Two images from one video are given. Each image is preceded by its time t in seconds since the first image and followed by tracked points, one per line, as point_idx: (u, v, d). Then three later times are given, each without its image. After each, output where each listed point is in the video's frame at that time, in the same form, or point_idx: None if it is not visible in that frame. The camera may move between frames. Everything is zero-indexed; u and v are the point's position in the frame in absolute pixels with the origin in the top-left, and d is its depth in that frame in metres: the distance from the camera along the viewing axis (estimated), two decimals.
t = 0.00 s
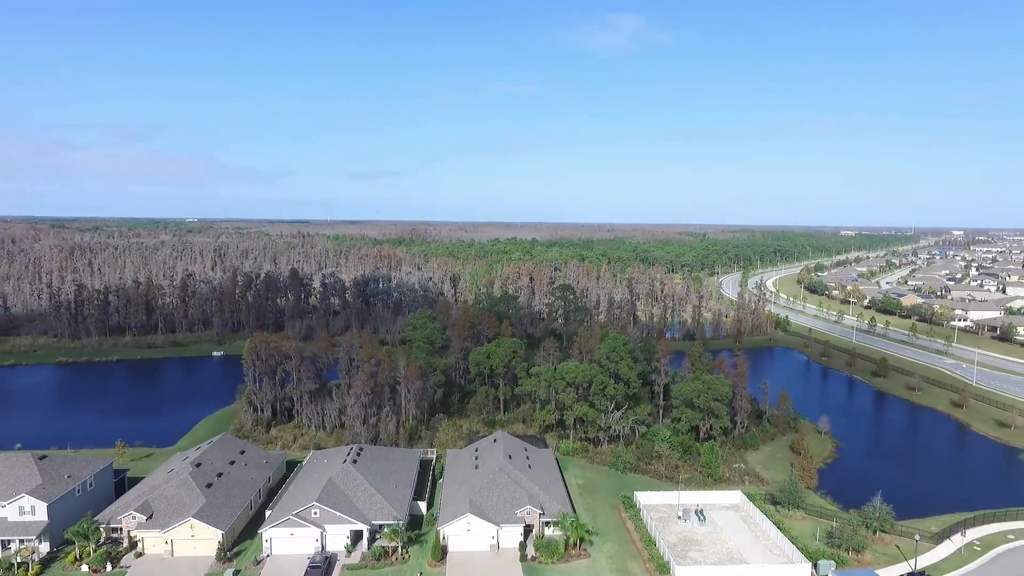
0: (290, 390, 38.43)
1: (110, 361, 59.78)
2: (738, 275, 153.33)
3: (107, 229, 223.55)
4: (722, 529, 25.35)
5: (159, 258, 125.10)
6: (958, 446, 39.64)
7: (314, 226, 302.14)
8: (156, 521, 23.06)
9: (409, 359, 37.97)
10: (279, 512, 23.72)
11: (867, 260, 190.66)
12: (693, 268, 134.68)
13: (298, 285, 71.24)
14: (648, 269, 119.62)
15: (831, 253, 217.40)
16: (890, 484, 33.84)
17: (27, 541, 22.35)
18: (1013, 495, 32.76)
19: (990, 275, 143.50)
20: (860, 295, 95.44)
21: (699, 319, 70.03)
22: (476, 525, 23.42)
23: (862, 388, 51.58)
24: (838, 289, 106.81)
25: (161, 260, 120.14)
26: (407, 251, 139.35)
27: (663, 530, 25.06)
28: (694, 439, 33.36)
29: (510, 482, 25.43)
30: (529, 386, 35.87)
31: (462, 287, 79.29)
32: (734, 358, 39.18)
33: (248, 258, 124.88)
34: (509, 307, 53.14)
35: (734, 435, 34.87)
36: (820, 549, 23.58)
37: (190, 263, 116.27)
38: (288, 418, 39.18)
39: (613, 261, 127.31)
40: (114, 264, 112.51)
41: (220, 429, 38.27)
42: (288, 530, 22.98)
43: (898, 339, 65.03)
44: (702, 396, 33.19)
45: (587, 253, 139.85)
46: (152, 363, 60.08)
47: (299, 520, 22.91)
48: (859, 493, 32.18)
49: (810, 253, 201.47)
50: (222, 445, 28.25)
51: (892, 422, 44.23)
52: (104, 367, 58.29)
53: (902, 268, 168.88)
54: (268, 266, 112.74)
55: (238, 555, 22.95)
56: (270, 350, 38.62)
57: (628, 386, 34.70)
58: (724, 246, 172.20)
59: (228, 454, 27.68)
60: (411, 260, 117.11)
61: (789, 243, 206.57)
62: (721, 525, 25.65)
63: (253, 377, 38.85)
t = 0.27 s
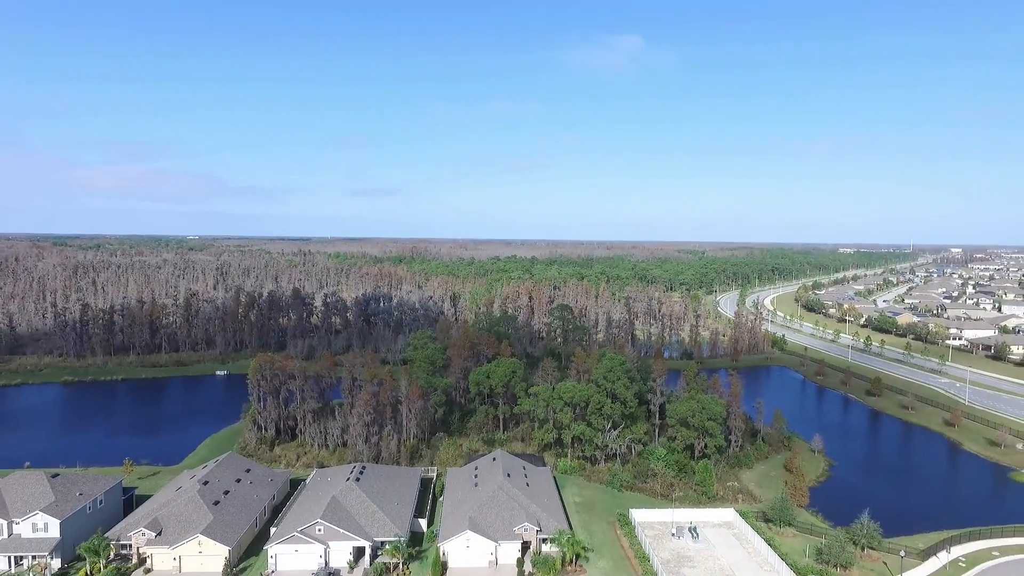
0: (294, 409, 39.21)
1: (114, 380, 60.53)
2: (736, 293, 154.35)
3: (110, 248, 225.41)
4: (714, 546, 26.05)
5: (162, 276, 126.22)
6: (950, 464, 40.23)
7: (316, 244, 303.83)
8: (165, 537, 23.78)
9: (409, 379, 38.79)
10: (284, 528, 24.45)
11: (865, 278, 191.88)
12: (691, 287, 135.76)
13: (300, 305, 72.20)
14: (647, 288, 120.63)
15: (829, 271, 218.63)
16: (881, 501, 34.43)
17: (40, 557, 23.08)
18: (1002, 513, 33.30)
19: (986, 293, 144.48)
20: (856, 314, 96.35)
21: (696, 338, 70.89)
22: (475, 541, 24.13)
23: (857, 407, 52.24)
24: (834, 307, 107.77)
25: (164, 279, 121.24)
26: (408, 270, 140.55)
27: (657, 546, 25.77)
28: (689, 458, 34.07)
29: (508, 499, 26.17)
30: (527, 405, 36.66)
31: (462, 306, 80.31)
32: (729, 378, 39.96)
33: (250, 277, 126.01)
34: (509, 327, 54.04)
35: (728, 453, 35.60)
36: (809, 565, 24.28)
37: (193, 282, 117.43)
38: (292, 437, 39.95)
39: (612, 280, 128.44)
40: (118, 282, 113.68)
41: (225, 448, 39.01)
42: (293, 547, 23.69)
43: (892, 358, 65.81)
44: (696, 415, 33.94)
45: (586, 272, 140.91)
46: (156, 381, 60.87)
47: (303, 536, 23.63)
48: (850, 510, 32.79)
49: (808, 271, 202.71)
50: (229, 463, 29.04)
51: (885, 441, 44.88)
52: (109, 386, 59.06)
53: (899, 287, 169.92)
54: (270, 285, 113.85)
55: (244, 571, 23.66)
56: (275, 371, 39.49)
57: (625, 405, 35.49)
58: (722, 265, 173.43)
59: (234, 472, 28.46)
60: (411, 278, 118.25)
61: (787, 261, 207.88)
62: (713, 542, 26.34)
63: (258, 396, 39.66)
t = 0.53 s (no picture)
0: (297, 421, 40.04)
1: (119, 393, 61.39)
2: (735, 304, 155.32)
3: (111, 260, 226.88)
4: (707, 555, 26.84)
5: (165, 288, 127.32)
6: (941, 474, 40.91)
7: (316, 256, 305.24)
8: (175, 547, 24.62)
9: (411, 392, 39.64)
10: (290, 538, 25.26)
11: (862, 290, 192.84)
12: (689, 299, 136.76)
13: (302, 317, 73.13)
14: (645, 301, 121.68)
15: (828, 283, 219.77)
16: (873, 512, 35.10)
17: (54, 565, 23.89)
18: (990, 523, 33.96)
19: (983, 305, 145.41)
20: (853, 326, 97.25)
21: (694, 350, 71.77)
22: (474, 550, 24.92)
23: (851, 419, 52.95)
24: (832, 319, 108.69)
25: (167, 291, 122.30)
26: (408, 282, 141.64)
27: (650, 555, 26.56)
28: (684, 469, 34.85)
29: (506, 510, 26.99)
30: (526, 418, 37.49)
31: (462, 319, 81.26)
32: (724, 391, 40.81)
33: (252, 289, 127.11)
34: (508, 340, 54.93)
35: (722, 465, 36.40)
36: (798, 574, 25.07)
37: (195, 295, 118.52)
38: (296, 449, 40.76)
39: (611, 292, 129.50)
40: (121, 295, 114.76)
41: (230, 460, 39.85)
42: (298, 555, 24.49)
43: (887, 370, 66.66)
44: (691, 427, 34.73)
45: (586, 284, 142.01)
46: (161, 394, 61.71)
47: (308, 545, 24.44)
48: (840, 520, 33.52)
49: (806, 283, 203.81)
50: (235, 474, 29.89)
51: (878, 452, 45.64)
52: (114, 398, 59.91)
53: (897, 298, 170.86)
54: (272, 298, 114.90)
55: None
56: (279, 384, 40.36)
57: (621, 417, 36.32)
58: (721, 277, 174.53)
59: (240, 483, 29.29)
60: (412, 291, 119.27)
61: (786, 272, 208.88)
62: (706, 551, 27.13)
63: (263, 409, 40.52)
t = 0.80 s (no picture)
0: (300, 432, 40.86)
1: (123, 404, 62.13)
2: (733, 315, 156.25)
3: (112, 270, 227.82)
4: (699, 563, 27.62)
5: (166, 299, 128.20)
6: (931, 484, 41.56)
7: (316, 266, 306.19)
8: (183, 555, 25.38)
9: (411, 403, 40.47)
10: (295, 546, 26.05)
11: (860, 300, 193.97)
12: (687, 310, 137.74)
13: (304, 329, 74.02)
14: (643, 312, 122.69)
15: (825, 293, 220.92)
16: (862, 521, 35.77)
17: (66, 573, 24.62)
18: (975, 530, 34.51)
19: (979, 316, 146.39)
20: (849, 337, 98.16)
21: (690, 362, 72.61)
22: (473, 559, 25.71)
23: (845, 429, 53.72)
24: (828, 330, 109.62)
25: (168, 302, 123.20)
26: (408, 293, 142.57)
27: (645, 564, 27.34)
28: (679, 479, 35.64)
29: (505, 519, 27.78)
30: (524, 429, 38.32)
31: (462, 330, 82.14)
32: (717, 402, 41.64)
33: (252, 300, 128.00)
34: (507, 352, 55.77)
35: (716, 475, 37.20)
36: None
37: (197, 306, 119.41)
38: (298, 460, 41.54)
39: (610, 303, 130.47)
40: (123, 306, 115.63)
41: (234, 470, 40.63)
42: (303, 563, 25.29)
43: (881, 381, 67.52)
44: (685, 439, 35.55)
45: (585, 295, 143.01)
46: (164, 405, 62.44)
47: (312, 554, 25.23)
48: (830, 529, 34.25)
49: (804, 292, 204.77)
50: (240, 485, 30.70)
51: (870, 462, 46.41)
52: (117, 410, 60.65)
53: (894, 309, 171.87)
54: (273, 309, 115.82)
55: None
56: (283, 396, 41.19)
57: (617, 429, 37.14)
58: (719, 287, 175.64)
59: (245, 494, 30.09)
60: (412, 302, 120.19)
61: (784, 282, 209.95)
62: (698, 560, 27.91)
63: (266, 420, 41.34)
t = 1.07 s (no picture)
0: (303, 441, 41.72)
1: (127, 413, 62.99)
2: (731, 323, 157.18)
3: (113, 278, 229.18)
4: (691, 570, 28.44)
5: (168, 308, 129.22)
6: (922, 492, 42.31)
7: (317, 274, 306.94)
8: (191, 562, 26.22)
9: (412, 413, 41.35)
10: (299, 554, 26.87)
11: (858, 308, 195.07)
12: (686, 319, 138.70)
13: (306, 339, 74.93)
14: (642, 320, 123.69)
15: (824, 301, 221.96)
16: (852, 528, 36.52)
17: None
18: (963, 537, 35.21)
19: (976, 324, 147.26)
20: (846, 346, 99.02)
21: (688, 371, 73.48)
22: (472, 565, 26.56)
23: (839, 439, 54.50)
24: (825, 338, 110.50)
25: (171, 311, 124.24)
26: (408, 301, 143.52)
27: (638, 570, 28.17)
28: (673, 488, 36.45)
29: (502, 526, 28.63)
30: (522, 438, 39.17)
31: (462, 339, 83.08)
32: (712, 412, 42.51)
33: (254, 309, 129.01)
34: (505, 362, 56.67)
35: (710, 484, 38.02)
36: None
37: (199, 315, 120.34)
38: (301, 468, 42.38)
39: (609, 311, 131.45)
40: (126, 314, 116.70)
41: (238, 479, 41.46)
42: (307, 570, 26.14)
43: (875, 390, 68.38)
44: (679, 448, 36.40)
45: (584, 303, 143.99)
46: (167, 414, 63.29)
47: (316, 561, 26.06)
48: (820, 537, 35.05)
49: (803, 300, 205.65)
50: (245, 493, 31.55)
51: (863, 471, 47.22)
52: (122, 419, 61.50)
53: (892, 317, 172.87)
54: (275, 319, 116.87)
55: None
56: (285, 406, 42.09)
57: (613, 438, 38.00)
58: (718, 295, 176.63)
59: (250, 502, 30.95)
60: (412, 310, 121.18)
61: (782, 291, 210.94)
62: (690, 567, 28.73)
63: (269, 430, 42.22)
